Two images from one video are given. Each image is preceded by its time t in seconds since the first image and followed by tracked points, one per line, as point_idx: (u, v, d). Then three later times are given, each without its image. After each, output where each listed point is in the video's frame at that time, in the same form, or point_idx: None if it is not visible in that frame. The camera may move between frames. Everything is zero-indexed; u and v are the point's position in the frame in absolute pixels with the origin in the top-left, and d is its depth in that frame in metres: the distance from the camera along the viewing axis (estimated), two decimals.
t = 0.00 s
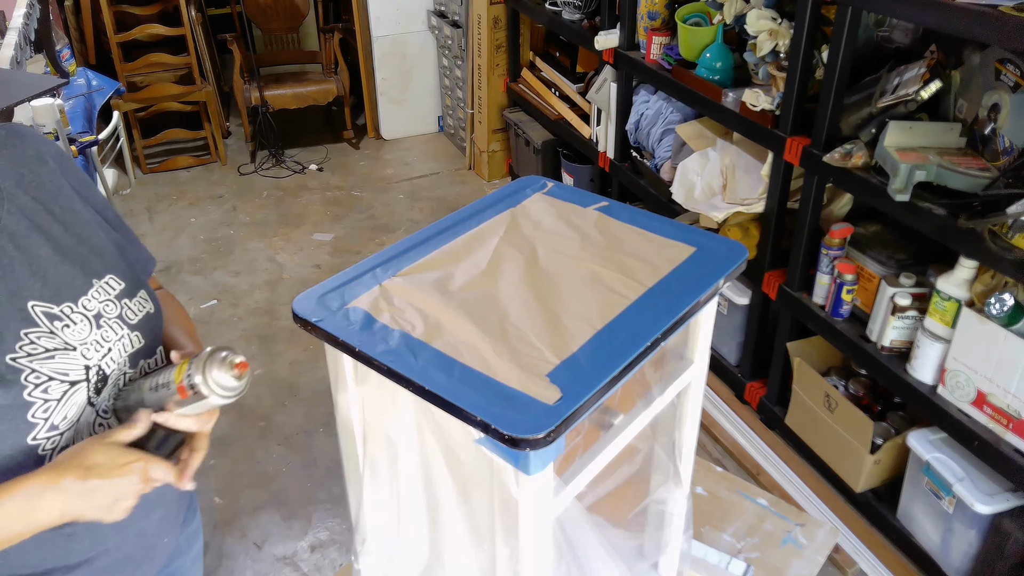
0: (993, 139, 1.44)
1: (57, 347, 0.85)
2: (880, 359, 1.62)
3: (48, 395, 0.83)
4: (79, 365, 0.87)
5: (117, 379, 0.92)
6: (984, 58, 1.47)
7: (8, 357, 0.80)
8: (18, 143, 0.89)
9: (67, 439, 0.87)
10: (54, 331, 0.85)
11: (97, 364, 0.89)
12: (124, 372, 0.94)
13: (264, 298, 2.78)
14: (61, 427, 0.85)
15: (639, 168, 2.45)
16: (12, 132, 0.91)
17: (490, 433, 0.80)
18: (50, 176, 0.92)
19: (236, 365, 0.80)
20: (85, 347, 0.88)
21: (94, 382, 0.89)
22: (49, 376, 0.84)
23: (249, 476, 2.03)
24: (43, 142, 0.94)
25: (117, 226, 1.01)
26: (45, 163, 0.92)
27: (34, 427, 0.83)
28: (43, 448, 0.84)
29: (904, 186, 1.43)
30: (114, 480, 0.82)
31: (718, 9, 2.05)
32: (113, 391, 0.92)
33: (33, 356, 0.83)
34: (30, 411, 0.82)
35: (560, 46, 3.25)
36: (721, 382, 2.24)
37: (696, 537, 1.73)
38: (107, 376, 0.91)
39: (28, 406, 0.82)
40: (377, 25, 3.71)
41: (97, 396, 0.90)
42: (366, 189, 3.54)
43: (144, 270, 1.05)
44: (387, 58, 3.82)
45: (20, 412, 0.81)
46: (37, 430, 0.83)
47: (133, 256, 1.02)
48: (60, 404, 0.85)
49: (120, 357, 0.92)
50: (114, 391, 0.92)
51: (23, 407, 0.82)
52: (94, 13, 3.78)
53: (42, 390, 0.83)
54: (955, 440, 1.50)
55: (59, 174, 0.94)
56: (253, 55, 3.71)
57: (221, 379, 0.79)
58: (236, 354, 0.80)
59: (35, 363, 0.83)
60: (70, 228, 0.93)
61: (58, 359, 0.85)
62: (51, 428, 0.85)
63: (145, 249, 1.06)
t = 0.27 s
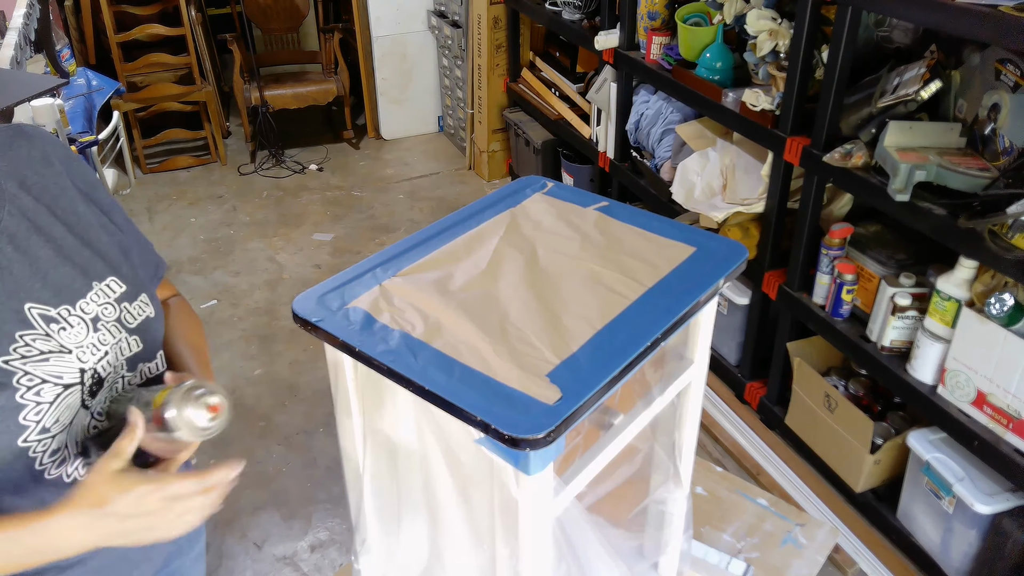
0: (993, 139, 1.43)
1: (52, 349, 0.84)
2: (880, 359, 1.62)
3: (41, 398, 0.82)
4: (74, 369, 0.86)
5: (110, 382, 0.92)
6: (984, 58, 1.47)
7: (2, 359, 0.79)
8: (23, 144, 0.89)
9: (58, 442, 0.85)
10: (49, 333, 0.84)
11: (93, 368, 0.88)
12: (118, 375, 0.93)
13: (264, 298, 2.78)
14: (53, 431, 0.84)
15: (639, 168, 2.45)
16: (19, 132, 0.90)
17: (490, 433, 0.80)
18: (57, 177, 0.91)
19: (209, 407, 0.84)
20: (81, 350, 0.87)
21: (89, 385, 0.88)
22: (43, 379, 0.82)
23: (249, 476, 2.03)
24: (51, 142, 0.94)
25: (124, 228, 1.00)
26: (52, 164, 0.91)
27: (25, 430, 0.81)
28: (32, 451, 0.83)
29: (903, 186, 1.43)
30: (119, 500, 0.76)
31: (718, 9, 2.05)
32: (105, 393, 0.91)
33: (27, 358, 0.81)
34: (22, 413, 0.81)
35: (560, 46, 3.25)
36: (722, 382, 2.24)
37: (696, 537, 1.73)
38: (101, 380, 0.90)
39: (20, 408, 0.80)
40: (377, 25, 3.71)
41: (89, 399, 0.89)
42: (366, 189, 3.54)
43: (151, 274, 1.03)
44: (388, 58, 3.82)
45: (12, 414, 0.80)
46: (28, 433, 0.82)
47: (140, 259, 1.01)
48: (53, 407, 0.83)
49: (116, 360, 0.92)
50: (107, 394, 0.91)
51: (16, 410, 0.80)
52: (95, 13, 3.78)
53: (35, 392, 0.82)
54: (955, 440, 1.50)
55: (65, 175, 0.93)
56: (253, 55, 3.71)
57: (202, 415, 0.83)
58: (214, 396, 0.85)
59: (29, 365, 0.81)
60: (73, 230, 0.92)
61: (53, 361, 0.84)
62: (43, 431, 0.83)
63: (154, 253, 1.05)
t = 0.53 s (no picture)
0: (993, 139, 1.43)
1: (58, 354, 0.82)
2: (880, 358, 1.62)
3: (46, 402, 0.80)
4: (79, 372, 0.85)
5: (114, 386, 0.91)
6: (984, 58, 1.47)
7: (9, 362, 0.77)
8: (32, 144, 0.86)
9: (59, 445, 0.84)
10: (56, 338, 0.82)
11: (97, 372, 0.87)
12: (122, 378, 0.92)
13: (264, 298, 2.78)
14: (55, 435, 0.82)
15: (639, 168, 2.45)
16: (29, 130, 0.87)
17: (490, 433, 0.80)
18: (66, 177, 0.88)
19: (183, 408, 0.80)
20: (86, 355, 0.86)
21: (94, 389, 0.87)
22: (48, 384, 0.80)
23: (249, 476, 2.03)
24: (62, 140, 0.90)
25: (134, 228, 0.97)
26: (62, 165, 0.88)
27: (29, 434, 0.79)
28: (34, 454, 0.81)
29: (903, 186, 1.43)
30: (120, 502, 0.76)
31: (718, 9, 2.05)
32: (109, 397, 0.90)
33: (34, 362, 0.79)
34: (27, 417, 0.79)
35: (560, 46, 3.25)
36: (721, 382, 2.24)
37: (696, 537, 1.73)
38: (106, 384, 0.89)
39: (25, 413, 0.78)
40: (377, 25, 3.71)
41: (94, 403, 0.88)
42: (366, 189, 3.54)
43: (160, 277, 1.00)
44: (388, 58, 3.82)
45: (16, 418, 0.78)
46: (31, 437, 0.80)
47: (149, 259, 0.98)
48: (57, 411, 0.82)
49: (121, 362, 0.92)
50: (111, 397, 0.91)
51: (20, 414, 0.78)
52: (95, 13, 3.78)
53: (41, 397, 0.80)
54: (955, 440, 1.50)
55: (75, 175, 0.90)
56: (253, 55, 3.71)
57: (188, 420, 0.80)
58: (188, 398, 0.81)
59: (35, 369, 0.79)
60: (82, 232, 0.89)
61: (59, 365, 0.82)
62: (46, 435, 0.81)
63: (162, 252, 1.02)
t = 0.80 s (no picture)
0: (992, 139, 1.44)
1: (67, 362, 0.79)
2: (880, 359, 1.62)
3: (53, 411, 0.77)
4: (88, 382, 0.81)
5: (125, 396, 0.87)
6: (983, 58, 1.47)
7: (18, 371, 0.74)
8: (44, 150, 0.85)
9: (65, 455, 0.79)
10: (65, 345, 0.79)
11: (107, 382, 0.83)
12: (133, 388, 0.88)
13: (264, 298, 2.78)
14: (62, 444, 0.78)
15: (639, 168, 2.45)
16: (40, 139, 0.86)
17: (490, 433, 0.80)
18: (79, 184, 0.87)
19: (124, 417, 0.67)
20: (95, 364, 0.82)
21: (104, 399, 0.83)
22: (56, 393, 0.77)
23: (249, 476, 2.03)
24: (74, 146, 0.89)
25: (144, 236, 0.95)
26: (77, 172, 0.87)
27: (35, 442, 0.76)
28: (38, 460, 0.76)
29: (903, 186, 1.43)
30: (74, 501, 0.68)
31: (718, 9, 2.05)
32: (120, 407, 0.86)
33: (43, 371, 0.76)
34: (33, 425, 0.75)
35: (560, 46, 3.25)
36: (721, 382, 2.24)
37: (696, 537, 1.73)
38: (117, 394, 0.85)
39: (31, 421, 0.75)
40: (377, 26, 3.71)
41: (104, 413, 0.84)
42: (366, 189, 3.54)
43: (167, 278, 0.97)
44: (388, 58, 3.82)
45: (22, 426, 0.74)
46: (36, 445, 0.76)
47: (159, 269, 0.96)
48: (65, 421, 0.78)
49: (132, 373, 0.87)
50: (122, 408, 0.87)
51: (27, 423, 0.74)
52: (95, 13, 3.78)
53: (49, 405, 0.76)
54: (955, 440, 1.50)
55: (87, 182, 0.89)
56: (253, 55, 3.71)
57: (145, 433, 0.67)
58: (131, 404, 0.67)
59: (44, 378, 0.76)
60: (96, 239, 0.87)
61: (67, 374, 0.78)
62: (52, 444, 0.77)
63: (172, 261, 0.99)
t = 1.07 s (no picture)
0: (993, 139, 1.43)
1: (69, 373, 0.79)
2: (880, 359, 1.62)
3: (57, 423, 0.78)
4: (90, 393, 0.82)
5: (128, 406, 0.88)
6: (983, 58, 1.47)
7: (21, 384, 0.75)
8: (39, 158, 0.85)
9: (70, 467, 0.81)
10: (67, 357, 0.79)
11: (110, 393, 0.84)
12: (136, 399, 0.89)
13: (264, 298, 2.78)
14: (67, 457, 0.80)
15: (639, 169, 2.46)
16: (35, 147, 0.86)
17: (490, 433, 0.80)
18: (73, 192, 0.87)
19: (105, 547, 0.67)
20: (98, 375, 0.82)
21: (107, 410, 0.84)
22: (60, 405, 0.78)
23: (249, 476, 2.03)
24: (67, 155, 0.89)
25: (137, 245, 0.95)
26: (72, 180, 0.87)
27: (40, 456, 0.77)
28: (44, 476, 0.79)
29: (903, 186, 1.43)
30: None
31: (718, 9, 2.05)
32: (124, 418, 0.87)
33: (45, 383, 0.77)
34: (37, 439, 0.77)
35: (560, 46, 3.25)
36: (722, 382, 2.24)
37: (696, 537, 1.73)
38: (120, 405, 0.86)
39: (36, 434, 0.76)
40: (377, 26, 3.71)
41: (109, 425, 0.85)
42: (366, 189, 3.54)
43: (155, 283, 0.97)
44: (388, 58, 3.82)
45: (27, 440, 0.76)
46: (42, 459, 0.78)
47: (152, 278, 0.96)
48: (69, 433, 0.80)
49: (134, 384, 0.88)
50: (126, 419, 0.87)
51: (31, 436, 0.76)
52: (95, 13, 3.78)
53: (53, 418, 0.78)
54: (955, 439, 1.50)
55: (81, 190, 0.88)
56: (253, 55, 3.71)
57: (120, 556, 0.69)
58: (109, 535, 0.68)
59: (47, 390, 0.77)
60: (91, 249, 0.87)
61: (70, 386, 0.79)
62: (57, 457, 0.79)
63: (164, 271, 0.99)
